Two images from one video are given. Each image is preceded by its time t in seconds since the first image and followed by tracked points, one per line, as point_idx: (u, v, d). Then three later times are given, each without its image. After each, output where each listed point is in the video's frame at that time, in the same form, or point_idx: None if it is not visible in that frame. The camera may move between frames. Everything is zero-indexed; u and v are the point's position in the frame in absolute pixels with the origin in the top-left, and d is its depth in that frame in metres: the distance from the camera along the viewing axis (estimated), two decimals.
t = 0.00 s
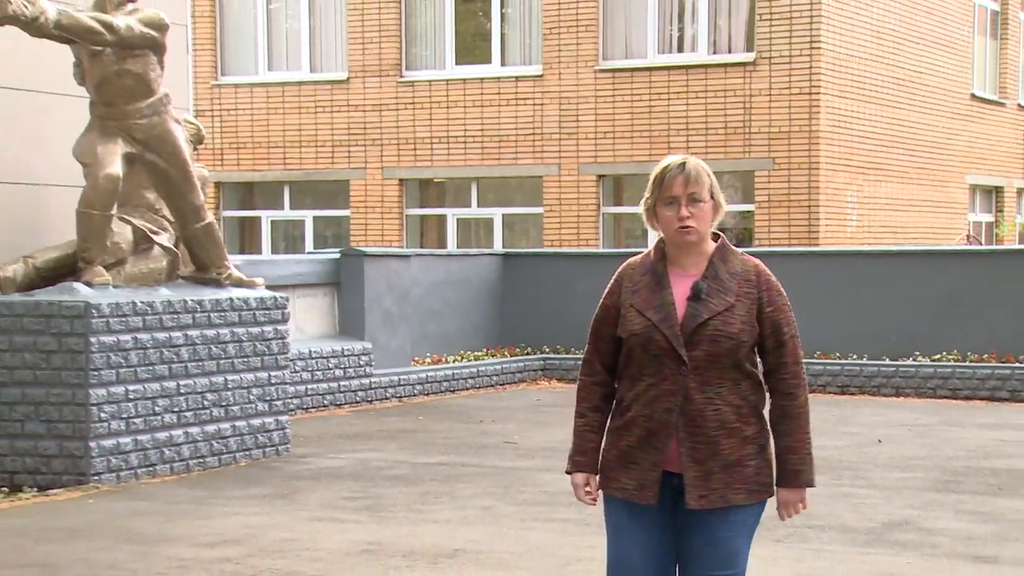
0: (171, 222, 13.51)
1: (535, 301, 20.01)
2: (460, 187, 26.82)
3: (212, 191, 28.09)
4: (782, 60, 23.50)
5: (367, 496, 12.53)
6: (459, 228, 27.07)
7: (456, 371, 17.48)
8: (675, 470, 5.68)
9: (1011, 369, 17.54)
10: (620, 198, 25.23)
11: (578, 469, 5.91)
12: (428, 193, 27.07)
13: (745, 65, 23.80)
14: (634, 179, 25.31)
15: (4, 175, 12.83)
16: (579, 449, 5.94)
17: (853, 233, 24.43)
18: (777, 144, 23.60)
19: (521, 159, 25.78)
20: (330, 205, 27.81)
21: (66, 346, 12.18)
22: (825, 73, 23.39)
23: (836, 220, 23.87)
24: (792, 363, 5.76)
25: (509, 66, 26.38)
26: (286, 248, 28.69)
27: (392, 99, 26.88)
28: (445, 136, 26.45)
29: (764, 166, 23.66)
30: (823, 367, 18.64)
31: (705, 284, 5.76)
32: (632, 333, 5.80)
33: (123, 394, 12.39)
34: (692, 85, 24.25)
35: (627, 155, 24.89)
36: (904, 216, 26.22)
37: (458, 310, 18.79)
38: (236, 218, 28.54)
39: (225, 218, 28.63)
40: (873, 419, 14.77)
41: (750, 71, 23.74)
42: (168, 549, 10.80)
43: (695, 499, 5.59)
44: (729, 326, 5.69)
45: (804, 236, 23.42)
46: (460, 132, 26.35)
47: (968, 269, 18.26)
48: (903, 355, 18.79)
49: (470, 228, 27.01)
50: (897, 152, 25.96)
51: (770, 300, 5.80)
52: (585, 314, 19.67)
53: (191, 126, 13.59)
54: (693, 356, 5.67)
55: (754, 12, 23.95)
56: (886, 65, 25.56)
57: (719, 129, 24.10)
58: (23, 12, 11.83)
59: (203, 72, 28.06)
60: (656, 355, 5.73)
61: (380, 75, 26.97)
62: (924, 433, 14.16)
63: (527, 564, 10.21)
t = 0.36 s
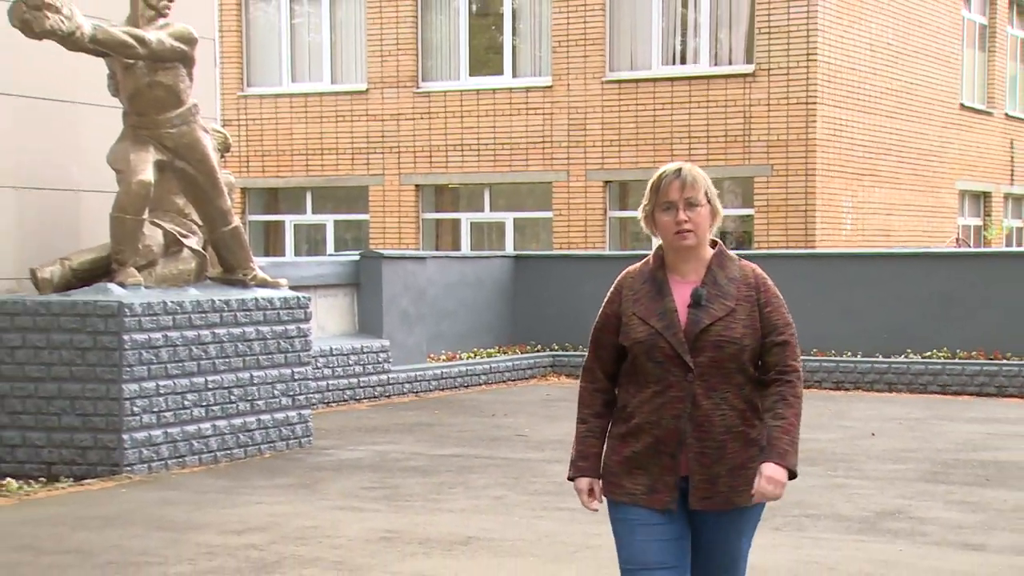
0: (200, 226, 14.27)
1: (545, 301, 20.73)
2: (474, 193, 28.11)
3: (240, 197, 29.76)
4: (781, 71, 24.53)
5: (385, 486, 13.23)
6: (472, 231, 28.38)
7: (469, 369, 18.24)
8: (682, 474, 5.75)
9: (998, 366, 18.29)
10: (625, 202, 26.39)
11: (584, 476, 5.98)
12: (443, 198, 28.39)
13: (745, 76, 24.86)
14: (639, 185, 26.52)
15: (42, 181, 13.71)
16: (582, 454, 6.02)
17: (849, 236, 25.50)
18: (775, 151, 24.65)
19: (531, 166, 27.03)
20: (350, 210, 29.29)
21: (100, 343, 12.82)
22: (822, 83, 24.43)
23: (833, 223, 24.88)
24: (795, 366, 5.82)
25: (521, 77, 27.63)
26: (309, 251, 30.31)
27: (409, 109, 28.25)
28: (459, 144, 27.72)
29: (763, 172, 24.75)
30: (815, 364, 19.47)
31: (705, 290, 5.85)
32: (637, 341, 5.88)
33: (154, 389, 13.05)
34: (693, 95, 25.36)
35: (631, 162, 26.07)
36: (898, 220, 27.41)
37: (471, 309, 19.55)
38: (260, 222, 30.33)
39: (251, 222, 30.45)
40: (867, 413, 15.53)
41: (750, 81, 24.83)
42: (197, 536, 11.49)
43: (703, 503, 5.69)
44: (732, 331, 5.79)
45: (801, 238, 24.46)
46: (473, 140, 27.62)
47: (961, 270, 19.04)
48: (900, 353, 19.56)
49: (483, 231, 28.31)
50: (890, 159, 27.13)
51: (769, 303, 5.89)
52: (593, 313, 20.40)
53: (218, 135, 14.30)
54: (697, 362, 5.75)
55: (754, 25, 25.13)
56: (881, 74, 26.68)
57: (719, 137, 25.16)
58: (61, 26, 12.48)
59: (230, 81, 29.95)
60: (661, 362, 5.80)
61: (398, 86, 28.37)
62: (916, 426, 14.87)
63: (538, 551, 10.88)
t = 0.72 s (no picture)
0: (227, 229, 15.04)
1: (555, 301, 21.49)
2: (487, 199, 30.02)
3: (266, 203, 31.67)
4: (778, 83, 26.28)
5: (403, 476, 13.97)
6: (485, 236, 30.22)
7: (483, 365, 19.04)
8: (667, 473, 5.70)
9: (983, 363, 19.43)
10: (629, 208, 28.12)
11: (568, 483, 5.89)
12: (458, 203, 30.33)
13: (742, 88, 26.62)
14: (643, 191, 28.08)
15: (80, 188, 14.60)
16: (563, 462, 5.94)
17: (842, 239, 27.19)
18: (772, 159, 26.33)
19: (540, 172, 28.80)
20: (369, 214, 31.20)
21: (134, 340, 13.41)
22: (817, 92, 26.16)
23: (826, 228, 26.58)
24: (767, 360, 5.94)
25: (531, 88, 29.47)
26: (329, 253, 32.10)
27: (426, 118, 30.10)
28: (472, 153, 29.53)
29: (760, 179, 26.41)
30: (814, 361, 20.99)
31: (680, 287, 5.84)
32: (614, 341, 5.82)
33: (184, 384, 13.65)
34: (693, 105, 27.09)
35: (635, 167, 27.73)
36: (886, 224, 29.13)
37: (483, 308, 20.38)
38: (284, 227, 32.25)
39: (275, 227, 32.34)
40: (860, 409, 16.40)
41: (749, 92, 26.53)
42: (225, 523, 12.13)
43: (689, 500, 5.63)
44: (709, 327, 5.78)
45: (798, 241, 26.07)
46: (486, 149, 29.39)
47: (950, 271, 20.51)
48: (889, 350, 21.13)
49: (495, 234, 30.15)
50: (878, 168, 28.87)
51: (743, 300, 5.92)
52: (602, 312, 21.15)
53: (245, 145, 15.13)
54: (678, 358, 5.72)
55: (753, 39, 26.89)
56: (871, 87, 28.56)
57: (719, 145, 26.87)
58: (97, 41, 13.25)
59: (256, 95, 31.82)
60: (640, 361, 5.75)
61: (414, 97, 30.26)
62: (905, 420, 15.74)
63: (549, 538, 11.61)
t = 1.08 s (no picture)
0: (256, 233, 15.95)
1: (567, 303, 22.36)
2: (501, 205, 31.06)
3: (291, 209, 32.85)
4: (777, 96, 27.48)
5: (421, 467, 14.81)
6: (499, 239, 31.19)
7: (498, 362, 19.94)
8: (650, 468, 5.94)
9: (972, 361, 20.53)
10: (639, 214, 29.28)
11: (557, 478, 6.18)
12: (473, 208, 31.37)
13: (743, 99, 27.81)
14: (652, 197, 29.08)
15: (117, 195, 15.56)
16: (554, 455, 6.24)
17: (839, 243, 28.42)
18: (771, 167, 27.52)
19: (553, 181, 29.83)
20: (391, 219, 32.21)
21: (168, 338, 14.13)
22: (813, 103, 27.38)
23: (824, 232, 27.85)
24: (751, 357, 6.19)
25: (543, 99, 30.57)
26: (352, 257, 33.30)
27: (442, 130, 31.16)
28: (488, 161, 30.50)
29: (759, 184, 27.60)
30: (811, 359, 22.00)
31: (665, 287, 6.09)
32: (599, 339, 6.08)
33: (217, 379, 14.39)
34: (698, 116, 28.22)
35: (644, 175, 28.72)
36: (880, 229, 30.44)
37: (498, 310, 21.26)
38: (309, 231, 33.46)
39: (301, 231, 33.56)
40: (856, 404, 17.31)
41: (749, 103, 27.75)
42: (255, 510, 12.90)
43: (670, 492, 5.85)
44: (691, 326, 6.02)
45: (796, 244, 27.25)
46: (500, 157, 30.40)
47: (943, 273, 21.75)
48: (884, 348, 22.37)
49: (509, 239, 31.14)
50: (874, 176, 30.13)
51: (725, 300, 6.17)
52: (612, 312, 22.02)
53: (273, 153, 16.02)
54: (660, 355, 5.97)
55: (752, 53, 28.12)
56: (866, 97, 29.78)
57: (721, 154, 28.02)
58: (134, 57, 14.02)
59: (283, 107, 32.98)
60: (623, 358, 6.01)
61: (433, 109, 31.33)
62: (897, 414, 16.62)
63: (561, 525, 12.42)
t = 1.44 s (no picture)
0: (286, 237, 16.88)
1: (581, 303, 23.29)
2: (517, 210, 33.27)
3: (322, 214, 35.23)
4: (779, 108, 29.37)
5: (443, 458, 15.64)
6: (515, 242, 33.38)
7: (516, 359, 20.89)
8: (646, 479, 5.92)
9: (967, 357, 21.86)
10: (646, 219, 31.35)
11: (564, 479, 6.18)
12: (491, 213, 33.58)
13: (747, 110, 29.67)
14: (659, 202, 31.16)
15: (158, 201, 16.60)
16: (567, 458, 6.15)
17: (837, 246, 30.26)
18: (775, 174, 29.34)
19: (565, 187, 32.00)
20: (414, 222, 34.61)
21: (204, 336, 14.89)
22: (817, 117, 29.28)
23: (824, 235, 29.60)
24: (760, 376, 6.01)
25: (557, 109, 32.95)
26: (377, 258, 35.58)
27: (464, 140, 33.36)
28: (506, 168, 32.75)
29: (762, 191, 29.53)
30: (813, 355, 23.48)
31: (673, 299, 5.99)
32: (604, 347, 6.04)
33: (250, 375, 15.21)
34: (704, 125, 30.11)
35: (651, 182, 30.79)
36: (875, 234, 32.28)
37: (516, 309, 22.19)
38: (337, 234, 35.80)
39: (328, 234, 35.86)
40: (857, 398, 18.25)
41: (753, 114, 29.60)
42: (285, 499, 13.58)
43: (662, 506, 5.84)
44: (694, 341, 5.90)
45: (796, 248, 29.16)
46: (517, 165, 32.62)
47: (939, 276, 23.16)
48: (881, 346, 23.79)
49: (525, 242, 33.31)
50: (870, 183, 31.97)
51: (736, 314, 6.03)
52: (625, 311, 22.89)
53: (303, 162, 16.96)
54: (660, 369, 5.88)
55: (756, 67, 29.91)
56: (864, 108, 31.66)
57: (727, 161, 29.88)
58: (172, 72, 14.83)
59: (312, 116, 35.51)
60: (625, 368, 5.97)
61: (454, 119, 33.50)
62: (895, 408, 17.51)
63: (575, 513, 13.17)
